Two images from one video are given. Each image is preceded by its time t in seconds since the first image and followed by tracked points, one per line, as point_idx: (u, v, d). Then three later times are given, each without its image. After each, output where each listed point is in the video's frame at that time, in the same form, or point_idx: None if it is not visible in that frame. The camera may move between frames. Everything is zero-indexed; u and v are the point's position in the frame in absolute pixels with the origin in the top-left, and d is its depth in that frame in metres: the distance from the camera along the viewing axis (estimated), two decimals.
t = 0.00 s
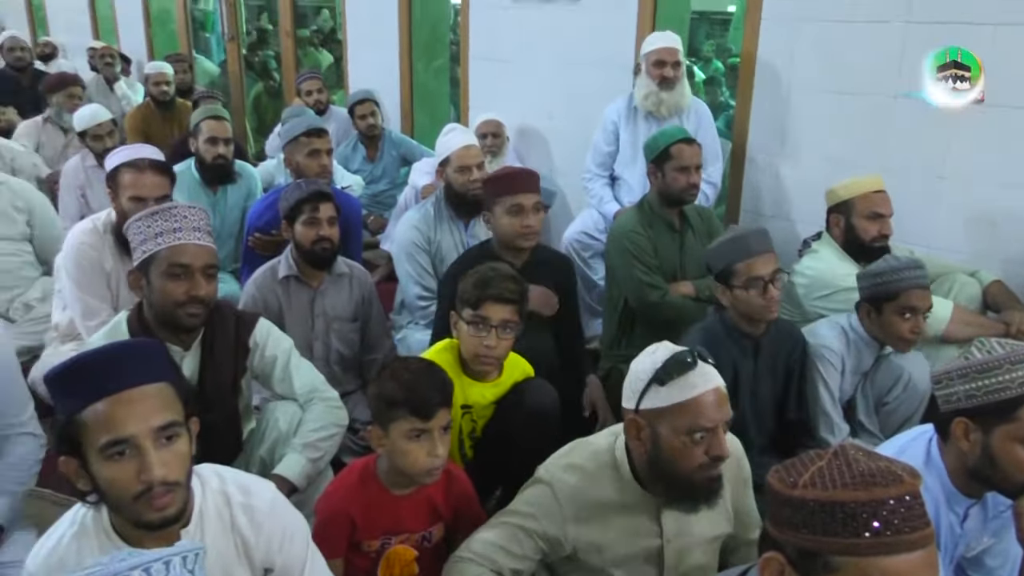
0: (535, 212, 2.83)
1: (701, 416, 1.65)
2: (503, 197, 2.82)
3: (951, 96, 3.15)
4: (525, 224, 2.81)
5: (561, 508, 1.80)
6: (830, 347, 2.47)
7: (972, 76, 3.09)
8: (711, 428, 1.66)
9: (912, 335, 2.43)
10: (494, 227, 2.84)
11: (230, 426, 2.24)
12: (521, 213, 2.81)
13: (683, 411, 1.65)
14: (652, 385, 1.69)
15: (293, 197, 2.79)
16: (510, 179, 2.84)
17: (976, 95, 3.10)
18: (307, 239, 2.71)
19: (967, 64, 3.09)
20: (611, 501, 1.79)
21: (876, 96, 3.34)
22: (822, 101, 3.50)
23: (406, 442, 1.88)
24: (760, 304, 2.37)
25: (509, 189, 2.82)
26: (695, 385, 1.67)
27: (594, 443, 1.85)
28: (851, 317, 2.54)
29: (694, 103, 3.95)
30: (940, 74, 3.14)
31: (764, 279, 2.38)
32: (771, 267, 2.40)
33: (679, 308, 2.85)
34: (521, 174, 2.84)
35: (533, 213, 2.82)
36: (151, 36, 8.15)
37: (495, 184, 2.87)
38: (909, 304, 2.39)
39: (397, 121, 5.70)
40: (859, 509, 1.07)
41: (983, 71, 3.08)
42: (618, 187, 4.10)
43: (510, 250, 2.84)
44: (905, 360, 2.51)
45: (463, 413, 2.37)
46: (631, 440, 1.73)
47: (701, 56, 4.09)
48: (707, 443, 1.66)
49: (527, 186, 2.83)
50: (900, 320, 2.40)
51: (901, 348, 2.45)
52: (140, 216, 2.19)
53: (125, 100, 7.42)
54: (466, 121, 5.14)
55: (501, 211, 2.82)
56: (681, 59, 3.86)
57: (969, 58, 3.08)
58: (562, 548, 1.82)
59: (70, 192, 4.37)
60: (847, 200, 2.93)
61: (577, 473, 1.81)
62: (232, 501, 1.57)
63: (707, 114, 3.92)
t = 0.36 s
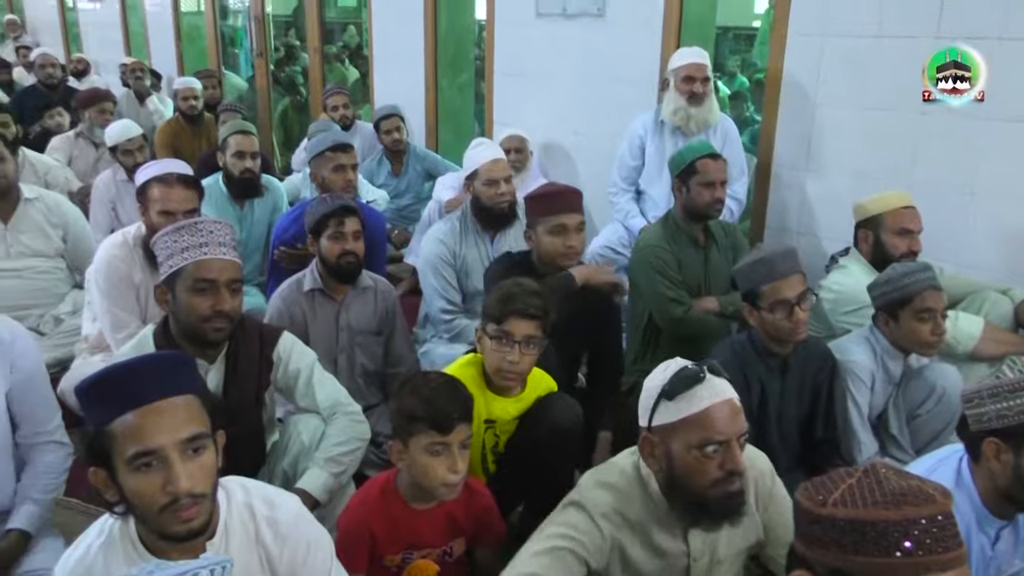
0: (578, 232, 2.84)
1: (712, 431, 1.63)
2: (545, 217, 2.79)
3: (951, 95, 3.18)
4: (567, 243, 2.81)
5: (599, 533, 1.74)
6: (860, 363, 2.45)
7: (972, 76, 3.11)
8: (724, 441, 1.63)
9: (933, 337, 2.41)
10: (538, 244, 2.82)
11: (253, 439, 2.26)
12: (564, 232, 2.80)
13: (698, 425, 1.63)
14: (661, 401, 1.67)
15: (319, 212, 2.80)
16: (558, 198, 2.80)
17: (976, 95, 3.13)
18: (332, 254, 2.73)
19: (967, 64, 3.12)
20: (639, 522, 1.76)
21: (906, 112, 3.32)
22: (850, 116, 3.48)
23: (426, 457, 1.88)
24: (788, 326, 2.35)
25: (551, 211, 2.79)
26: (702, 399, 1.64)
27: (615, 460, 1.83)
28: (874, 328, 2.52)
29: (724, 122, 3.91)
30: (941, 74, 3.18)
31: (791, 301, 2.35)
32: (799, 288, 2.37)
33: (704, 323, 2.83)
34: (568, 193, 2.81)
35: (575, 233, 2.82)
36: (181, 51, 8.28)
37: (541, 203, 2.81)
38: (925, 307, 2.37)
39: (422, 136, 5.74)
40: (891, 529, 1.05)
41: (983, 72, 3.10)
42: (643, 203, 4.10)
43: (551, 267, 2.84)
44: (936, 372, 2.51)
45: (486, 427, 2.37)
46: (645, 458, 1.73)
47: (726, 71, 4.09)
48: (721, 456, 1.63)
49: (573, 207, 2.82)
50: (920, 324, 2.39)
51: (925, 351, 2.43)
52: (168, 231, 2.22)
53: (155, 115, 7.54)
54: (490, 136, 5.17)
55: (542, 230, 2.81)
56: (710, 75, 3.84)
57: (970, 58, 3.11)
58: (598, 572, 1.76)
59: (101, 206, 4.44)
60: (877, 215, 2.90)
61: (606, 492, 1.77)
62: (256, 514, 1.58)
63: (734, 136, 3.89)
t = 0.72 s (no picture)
0: (579, 245, 2.82)
1: (722, 452, 1.60)
2: (544, 232, 2.79)
3: (952, 96, 3.20)
4: (570, 257, 2.80)
5: (641, 562, 1.73)
6: (882, 377, 2.41)
7: (972, 76, 3.13)
8: (734, 461, 1.60)
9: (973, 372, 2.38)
10: (540, 259, 2.82)
11: (275, 448, 2.26)
12: (566, 246, 2.80)
13: (706, 447, 1.60)
14: (669, 423, 1.65)
15: (336, 223, 2.81)
16: (557, 213, 2.79)
17: (975, 95, 3.15)
18: (348, 264, 2.74)
19: (967, 64, 3.13)
20: (668, 552, 1.75)
21: (925, 124, 3.30)
22: (869, 127, 3.46)
23: (440, 470, 1.88)
24: (806, 338, 2.33)
25: (552, 225, 2.78)
26: (710, 419, 1.61)
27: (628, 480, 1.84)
28: (906, 350, 2.47)
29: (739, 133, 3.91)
30: (941, 74, 3.20)
31: (810, 312, 2.33)
32: (817, 300, 2.36)
33: (720, 335, 2.82)
34: (565, 209, 2.80)
35: (579, 247, 2.82)
36: (200, 63, 8.36)
37: (539, 219, 2.81)
38: (971, 343, 2.32)
39: (438, 147, 5.77)
40: (912, 544, 1.04)
41: (983, 72, 3.12)
42: (659, 213, 4.08)
43: (554, 280, 2.86)
44: (958, 393, 2.45)
45: (501, 439, 2.37)
46: (657, 480, 1.71)
47: (742, 82, 4.08)
48: (731, 478, 1.61)
49: (573, 220, 2.80)
50: (963, 359, 2.34)
51: (959, 384, 2.39)
52: (199, 240, 2.25)
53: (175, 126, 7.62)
54: (506, 147, 5.18)
55: (545, 245, 2.80)
56: (727, 86, 3.83)
57: (970, 58, 3.12)
58: None
59: (121, 216, 4.48)
60: (896, 227, 2.89)
61: (633, 515, 1.77)
62: (274, 525, 1.58)
63: (750, 145, 3.88)
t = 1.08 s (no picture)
0: (572, 254, 2.78)
1: (754, 483, 1.54)
2: (535, 242, 2.75)
3: (951, 96, 3.22)
4: (562, 266, 2.76)
5: None
6: (894, 383, 2.37)
7: (972, 76, 3.15)
8: (765, 494, 1.54)
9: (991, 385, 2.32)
10: (531, 268, 2.78)
11: (284, 451, 2.27)
12: (558, 256, 2.76)
13: (738, 475, 1.55)
14: (701, 447, 1.61)
15: (344, 226, 2.82)
16: (546, 222, 2.74)
17: (975, 95, 3.16)
18: (356, 268, 2.74)
19: (967, 64, 3.15)
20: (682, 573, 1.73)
21: (935, 128, 3.29)
22: (879, 132, 3.45)
23: (447, 475, 1.87)
24: (814, 344, 2.32)
25: (545, 234, 2.73)
26: (746, 448, 1.56)
27: (647, 503, 1.78)
28: (919, 354, 2.43)
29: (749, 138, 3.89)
30: (941, 74, 3.22)
31: (817, 318, 2.32)
32: (825, 306, 2.34)
33: (728, 340, 2.81)
34: (555, 218, 2.75)
35: (569, 256, 2.77)
36: (209, 67, 8.40)
37: (529, 228, 2.78)
38: (992, 355, 2.27)
39: (445, 151, 5.78)
40: (921, 550, 1.03)
41: (983, 72, 3.13)
42: (668, 217, 4.07)
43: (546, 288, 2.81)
44: (974, 404, 2.42)
45: (508, 442, 2.37)
46: (683, 502, 1.67)
47: (750, 86, 4.08)
48: (761, 509, 1.54)
49: (564, 230, 2.75)
50: (981, 371, 2.29)
51: (976, 396, 2.35)
52: (201, 244, 2.26)
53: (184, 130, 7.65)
54: (513, 151, 5.19)
55: (535, 254, 2.76)
56: (736, 91, 3.83)
57: (970, 57, 3.14)
58: None
59: (130, 219, 4.50)
60: (906, 232, 2.88)
61: (646, 540, 1.73)
62: (280, 527, 1.58)
63: (759, 150, 3.87)
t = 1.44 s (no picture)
0: (614, 258, 2.79)
1: (794, 485, 1.53)
2: (577, 247, 2.75)
3: (952, 95, 3.25)
4: (607, 270, 2.77)
5: None
6: (918, 383, 2.35)
7: (972, 76, 3.18)
8: (805, 496, 1.53)
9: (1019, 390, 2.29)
10: (573, 273, 2.78)
11: (302, 443, 2.29)
12: (601, 260, 2.76)
13: (776, 478, 1.53)
14: (742, 445, 1.58)
15: (366, 221, 2.83)
16: (588, 227, 2.74)
17: (975, 95, 3.19)
18: (378, 263, 2.75)
19: (967, 64, 3.18)
20: (709, 573, 1.73)
21: (962, 125, 3.25)
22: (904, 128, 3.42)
23: (468, 470, 1.88)
24: (836, 343, 2.31)
25: (587, 238, 2.73)
26: (789, 449, 1.54)
27: (674, 498, 1.77)
28: (945, 353, 2.40)
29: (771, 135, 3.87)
30: (941, 74, 3.25)
31: (838, 318, 2.31)
32: (846, 304, 2.33)
33: (750, 337, 2.79)
34: (598, 223, 2.74)
35: (613, 259, 2.78)
36: (232, 62, 8.45)
37: (570, 233, 2.77)
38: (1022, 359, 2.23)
39: (466, 147, 5.79)
40: (945, 551, 1.02)
41: (982, 72, 3.17)
42: (690, 214, 4.06)
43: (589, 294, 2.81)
44: (1000, 404, 2.41)
45: (529, 438, 2.37)
46: (718, 499, 1.65)
47: (774, 82, 4.05)
48: (800, 510, 1.53)
49: (605, 233, 2.76)
50: (1010, 373, 2.25)
51: (1003, 398, 2.32)
52: (209, 243, 2.29)
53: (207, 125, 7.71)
54: (534, 147, 5.18)
55: (578, 259, 2.76)
56: (760, 86, 3.81)
57: (970, 58, 3.17)
58: None
59: (155, 213, 4.55)
60: (931, 230, 2.84)
61: (672, 538, 1.73)
62: (300, 518, 1.60)
63: (783, 146, 3.84)
